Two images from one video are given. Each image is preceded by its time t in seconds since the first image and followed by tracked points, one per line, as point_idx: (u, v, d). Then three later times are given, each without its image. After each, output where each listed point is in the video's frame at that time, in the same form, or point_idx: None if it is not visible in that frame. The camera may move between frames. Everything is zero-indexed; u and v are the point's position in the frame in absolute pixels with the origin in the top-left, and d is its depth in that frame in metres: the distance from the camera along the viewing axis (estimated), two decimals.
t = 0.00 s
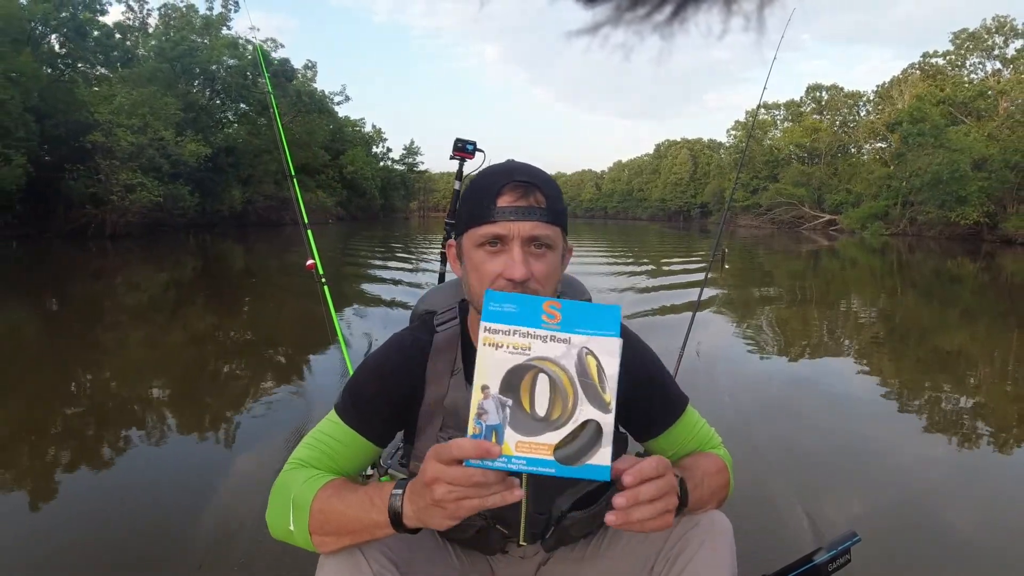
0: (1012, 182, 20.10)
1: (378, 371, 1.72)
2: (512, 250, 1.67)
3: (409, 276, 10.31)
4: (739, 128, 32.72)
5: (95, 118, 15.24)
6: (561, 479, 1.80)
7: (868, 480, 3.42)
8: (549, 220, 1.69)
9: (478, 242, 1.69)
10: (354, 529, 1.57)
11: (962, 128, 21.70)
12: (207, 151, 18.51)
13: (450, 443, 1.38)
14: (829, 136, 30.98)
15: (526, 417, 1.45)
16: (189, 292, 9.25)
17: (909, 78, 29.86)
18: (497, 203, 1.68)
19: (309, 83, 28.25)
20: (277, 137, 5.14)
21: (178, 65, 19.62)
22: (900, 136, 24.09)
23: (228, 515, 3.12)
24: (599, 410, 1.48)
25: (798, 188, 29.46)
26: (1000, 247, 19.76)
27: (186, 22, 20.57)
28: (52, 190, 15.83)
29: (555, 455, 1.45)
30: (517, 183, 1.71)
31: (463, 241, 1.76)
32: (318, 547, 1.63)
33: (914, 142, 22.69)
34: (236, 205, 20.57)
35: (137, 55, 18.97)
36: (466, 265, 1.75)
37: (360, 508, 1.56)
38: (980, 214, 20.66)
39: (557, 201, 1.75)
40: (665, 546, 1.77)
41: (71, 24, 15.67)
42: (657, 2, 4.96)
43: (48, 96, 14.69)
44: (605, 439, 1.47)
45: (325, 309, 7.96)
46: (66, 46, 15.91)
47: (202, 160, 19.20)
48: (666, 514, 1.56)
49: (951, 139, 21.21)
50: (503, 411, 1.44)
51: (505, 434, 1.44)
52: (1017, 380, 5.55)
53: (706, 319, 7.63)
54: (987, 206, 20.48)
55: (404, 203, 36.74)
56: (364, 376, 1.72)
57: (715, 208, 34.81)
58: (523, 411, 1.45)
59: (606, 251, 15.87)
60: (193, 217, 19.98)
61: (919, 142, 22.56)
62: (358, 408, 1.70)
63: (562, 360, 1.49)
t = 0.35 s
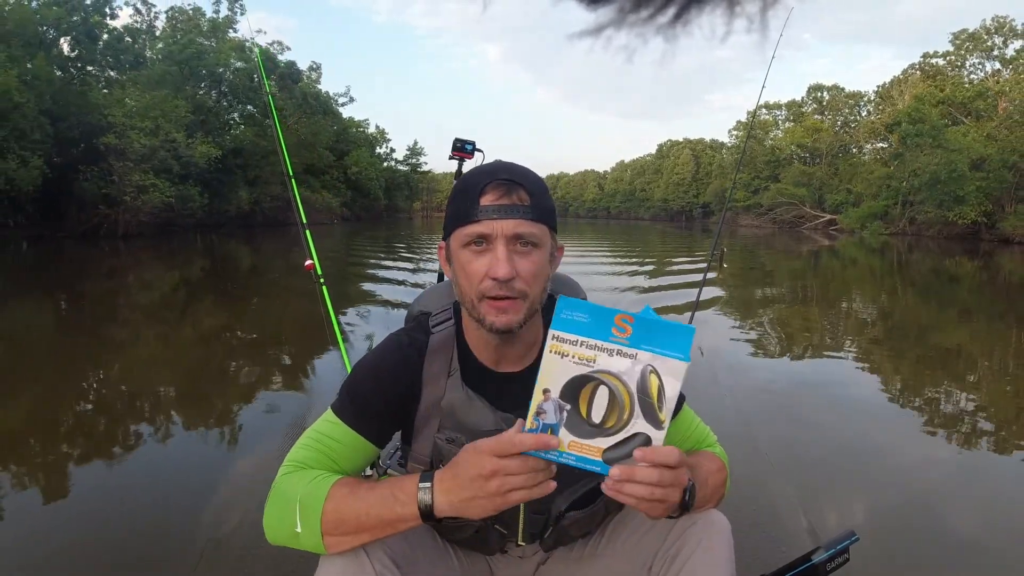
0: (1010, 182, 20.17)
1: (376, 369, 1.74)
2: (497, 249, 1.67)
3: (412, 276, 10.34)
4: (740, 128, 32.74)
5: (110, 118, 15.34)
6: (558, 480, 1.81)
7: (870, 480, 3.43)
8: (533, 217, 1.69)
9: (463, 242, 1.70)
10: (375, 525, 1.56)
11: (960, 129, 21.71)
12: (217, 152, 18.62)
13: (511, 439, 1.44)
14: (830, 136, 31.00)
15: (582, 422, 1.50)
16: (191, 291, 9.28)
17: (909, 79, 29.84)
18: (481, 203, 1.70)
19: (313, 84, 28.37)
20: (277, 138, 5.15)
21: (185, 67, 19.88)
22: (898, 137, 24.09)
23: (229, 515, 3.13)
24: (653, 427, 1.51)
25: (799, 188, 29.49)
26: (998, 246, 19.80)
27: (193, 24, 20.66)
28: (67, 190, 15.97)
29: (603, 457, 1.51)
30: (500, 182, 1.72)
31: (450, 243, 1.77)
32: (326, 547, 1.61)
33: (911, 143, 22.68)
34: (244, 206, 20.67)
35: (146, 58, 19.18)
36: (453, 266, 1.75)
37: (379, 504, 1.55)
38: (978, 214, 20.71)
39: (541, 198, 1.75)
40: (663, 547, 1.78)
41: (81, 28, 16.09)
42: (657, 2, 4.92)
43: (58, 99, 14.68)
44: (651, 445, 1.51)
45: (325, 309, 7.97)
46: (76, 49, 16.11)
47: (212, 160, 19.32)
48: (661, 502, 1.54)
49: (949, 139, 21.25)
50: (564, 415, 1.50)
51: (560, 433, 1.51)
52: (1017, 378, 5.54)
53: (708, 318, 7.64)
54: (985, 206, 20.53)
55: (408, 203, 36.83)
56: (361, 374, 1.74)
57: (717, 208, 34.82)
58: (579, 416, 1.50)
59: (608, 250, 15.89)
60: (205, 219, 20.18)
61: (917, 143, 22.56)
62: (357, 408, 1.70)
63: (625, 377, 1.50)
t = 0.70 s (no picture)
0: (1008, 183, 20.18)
1: (375, 372, 1.74)
2: (494, 252, 1.69)
3: (414, 275, 10.35)
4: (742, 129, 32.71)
5: (124, 122, 15.33)
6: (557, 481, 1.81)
7: (872, 480, 3.44)
8: (530, 219, 1.70)
9: (461, 244, 1.71)
10: (357, 526, 1.57)
11: (960, 131, 21.64)
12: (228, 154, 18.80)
13: (507, 454, 1.50)
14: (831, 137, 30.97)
15: (601, 381, 1.58)
16: (194, 290, 9.30)
17: (910, 80, 29.77)
18: (478, 204, 1.71)
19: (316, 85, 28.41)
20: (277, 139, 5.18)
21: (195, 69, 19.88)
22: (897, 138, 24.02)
23: (232, 512, 3.15)
24: (663, 404, 1.51)
25: (800, 189, 29.46)
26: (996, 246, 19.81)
27: (201, 27, 20.74)
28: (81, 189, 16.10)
29: (612, 421, 1.56)
30: (498, 185, 1.73)
31: (449, 243, 1.78)
32: (324, 550, 1.63)
33: (910, 144, 22.54)
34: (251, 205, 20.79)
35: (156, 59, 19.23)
36: (452, 268, 1.77)
37: (360, 506, 1.55)
38: (977, 215, 20.71)
39: (540, 201, 1.76)
40: (664, 546, 1.79)
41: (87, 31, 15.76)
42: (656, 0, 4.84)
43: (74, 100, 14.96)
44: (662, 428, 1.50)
45: (325, 308, 7.97)
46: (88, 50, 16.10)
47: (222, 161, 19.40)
48: (649, 487, 1.49)
49: (947, 140, 21.24)
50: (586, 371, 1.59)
51: (578, 387, 1.61)
52: (1016, 378, 5.53)
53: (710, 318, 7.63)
54: (983, 206, 20.54)
55: (412, 203, 36.89)
56: (362, 376, 1.74)
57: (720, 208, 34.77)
58: (600, 375, 1.58)
59: (610, 251, 15.89)
60: (210, 220, 20.28)
61: (915, 144, 22.44)
62: (357, 410, 1.71)
63: (648, 347, 1.53)
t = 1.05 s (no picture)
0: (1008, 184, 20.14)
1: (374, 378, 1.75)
2: (471, 262, 1.71)
3: (416, 275, 10.37)
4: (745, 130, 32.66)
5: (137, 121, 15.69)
6: (558, 483, 1.80)
7: (875, 480, 3.45)
8: (507, 234, 1.69)
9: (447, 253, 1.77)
10: (336, 483, 1.64)
11: (960, 133, 21.60)
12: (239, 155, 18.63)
13: (411, 343, 1.54)
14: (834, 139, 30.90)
15: (599, 377, 1.59)
16: (198, 287, 9.35)
17: (912, 82, 29.71)
18: (462, 214, 1.75)
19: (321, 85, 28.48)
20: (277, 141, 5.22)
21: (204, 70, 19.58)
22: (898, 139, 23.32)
23: (236, 510, 3.18)
24: (650, 381, 1.51)
25: (803, 190, 29.39)
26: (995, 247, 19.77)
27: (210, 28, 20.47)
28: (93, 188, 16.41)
29: (614, 413, 1.55)
30: (484, 195, 1.75)
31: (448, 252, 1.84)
32: (325, 537, 1.67)
33: (910, 146, 22.37)
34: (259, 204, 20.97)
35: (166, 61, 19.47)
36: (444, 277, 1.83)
37: (336, 463, 1.64)
38: (977, 216, 20.66)
39: (528, 210, 1.74)
40: (666, 546, 1.79)
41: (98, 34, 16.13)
42: None
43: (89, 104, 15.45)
44: (652, 411, 1.50)
45: (325, 306, 7.99)
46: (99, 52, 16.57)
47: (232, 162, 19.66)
48: (651, 478, 1.50)
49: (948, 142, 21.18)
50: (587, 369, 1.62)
51: (584, 389, 1.62)
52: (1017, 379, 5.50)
53: (712, 319, 7.62)
54: (983, 207, 20.51)
55: (415, 203, 36.95)
56: (359, 382, 1.76)
57: (723, 209, 34.72)
58: (598, 372, 1.60)
59: (612, 251, 15.87)
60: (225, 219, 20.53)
61: (915, 146, 22.34)
62: (356, 413, 1.74)
63: (630, 331, 1.56)
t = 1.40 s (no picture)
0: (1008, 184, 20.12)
1: (369, 377, 1.75)
2: (494, 257, 1.70)
3: (419, 275, 10.40)
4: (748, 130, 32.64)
5: (152, 125, 15.94)
6: (554, 483, 1.81)
7: (881, 480, 3.45)
8: (530, 224, 1.72)
9: (461, 250, 1.72)
10: (349, 507, 1.59)
11: (960, 134, 21.60)
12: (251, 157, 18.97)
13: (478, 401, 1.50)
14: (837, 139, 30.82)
15: (609, 377, 1.60)
16: (202, 286, 9.39)
17: (915, 82, 29.65)
18: (477, 210, 1.72)
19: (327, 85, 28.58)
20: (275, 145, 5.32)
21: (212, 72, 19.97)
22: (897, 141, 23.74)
23: (239, 508, 3.19)
24: (663, 394, 1.52)
25: (805, 190, 29.33)
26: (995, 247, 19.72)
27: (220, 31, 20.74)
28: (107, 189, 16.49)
29: (619, 418, 1.57)
30: (496, 189, 1.74)
31: (448, 249, 1.79)
32: (321, 547, 1.65)
33: (910, 146, 22.46)
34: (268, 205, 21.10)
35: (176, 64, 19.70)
36: (450, 274, 1.78)
37: (350, 488, 1.58)
38: (977, 216, 20.62)
39: (538, 204, 1.77)
40: (662, 547, 1.80)
41: (109, 35, 16.54)
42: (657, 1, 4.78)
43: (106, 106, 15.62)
44: (659, 424, 1.52)
45: (328, 305, 8.01)
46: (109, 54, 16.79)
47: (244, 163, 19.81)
48: (646, 487, 1.53)
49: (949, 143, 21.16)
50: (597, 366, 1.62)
51: (591, 385, 1.63)
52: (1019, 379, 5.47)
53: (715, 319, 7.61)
54: (983, 207, 20.46)
55: (420, 203, 37.02)
56: (354, 381, 1.76)
57: (727, 209, 34.67)
58: (608, 372, 1.60)
59: (615, 251, 15.88)
60: (235, 219, 20.61)
61: (915, 147, 22.39)
62: (351, 413, 1.72)
63: (649, 338, 1.55)
